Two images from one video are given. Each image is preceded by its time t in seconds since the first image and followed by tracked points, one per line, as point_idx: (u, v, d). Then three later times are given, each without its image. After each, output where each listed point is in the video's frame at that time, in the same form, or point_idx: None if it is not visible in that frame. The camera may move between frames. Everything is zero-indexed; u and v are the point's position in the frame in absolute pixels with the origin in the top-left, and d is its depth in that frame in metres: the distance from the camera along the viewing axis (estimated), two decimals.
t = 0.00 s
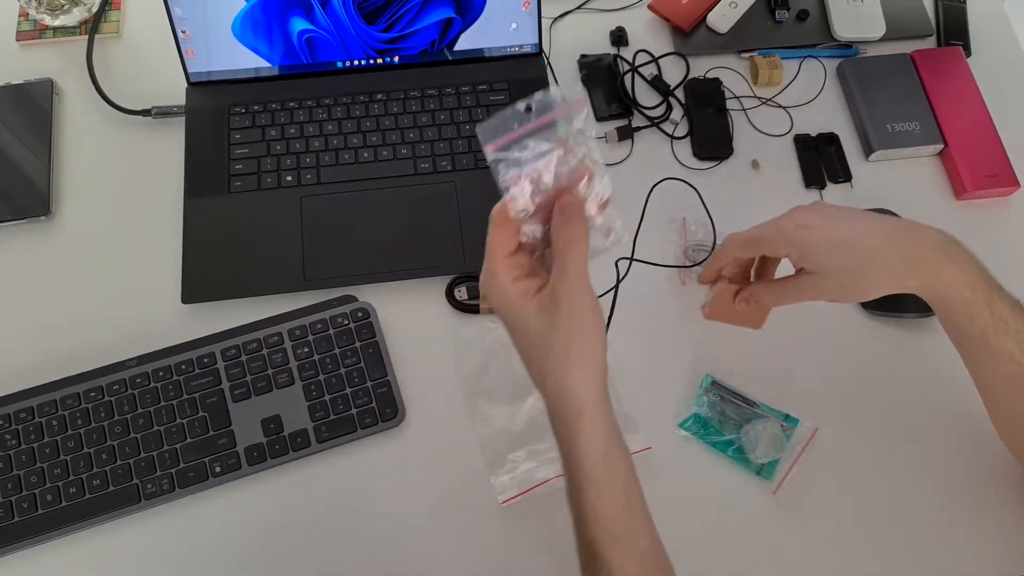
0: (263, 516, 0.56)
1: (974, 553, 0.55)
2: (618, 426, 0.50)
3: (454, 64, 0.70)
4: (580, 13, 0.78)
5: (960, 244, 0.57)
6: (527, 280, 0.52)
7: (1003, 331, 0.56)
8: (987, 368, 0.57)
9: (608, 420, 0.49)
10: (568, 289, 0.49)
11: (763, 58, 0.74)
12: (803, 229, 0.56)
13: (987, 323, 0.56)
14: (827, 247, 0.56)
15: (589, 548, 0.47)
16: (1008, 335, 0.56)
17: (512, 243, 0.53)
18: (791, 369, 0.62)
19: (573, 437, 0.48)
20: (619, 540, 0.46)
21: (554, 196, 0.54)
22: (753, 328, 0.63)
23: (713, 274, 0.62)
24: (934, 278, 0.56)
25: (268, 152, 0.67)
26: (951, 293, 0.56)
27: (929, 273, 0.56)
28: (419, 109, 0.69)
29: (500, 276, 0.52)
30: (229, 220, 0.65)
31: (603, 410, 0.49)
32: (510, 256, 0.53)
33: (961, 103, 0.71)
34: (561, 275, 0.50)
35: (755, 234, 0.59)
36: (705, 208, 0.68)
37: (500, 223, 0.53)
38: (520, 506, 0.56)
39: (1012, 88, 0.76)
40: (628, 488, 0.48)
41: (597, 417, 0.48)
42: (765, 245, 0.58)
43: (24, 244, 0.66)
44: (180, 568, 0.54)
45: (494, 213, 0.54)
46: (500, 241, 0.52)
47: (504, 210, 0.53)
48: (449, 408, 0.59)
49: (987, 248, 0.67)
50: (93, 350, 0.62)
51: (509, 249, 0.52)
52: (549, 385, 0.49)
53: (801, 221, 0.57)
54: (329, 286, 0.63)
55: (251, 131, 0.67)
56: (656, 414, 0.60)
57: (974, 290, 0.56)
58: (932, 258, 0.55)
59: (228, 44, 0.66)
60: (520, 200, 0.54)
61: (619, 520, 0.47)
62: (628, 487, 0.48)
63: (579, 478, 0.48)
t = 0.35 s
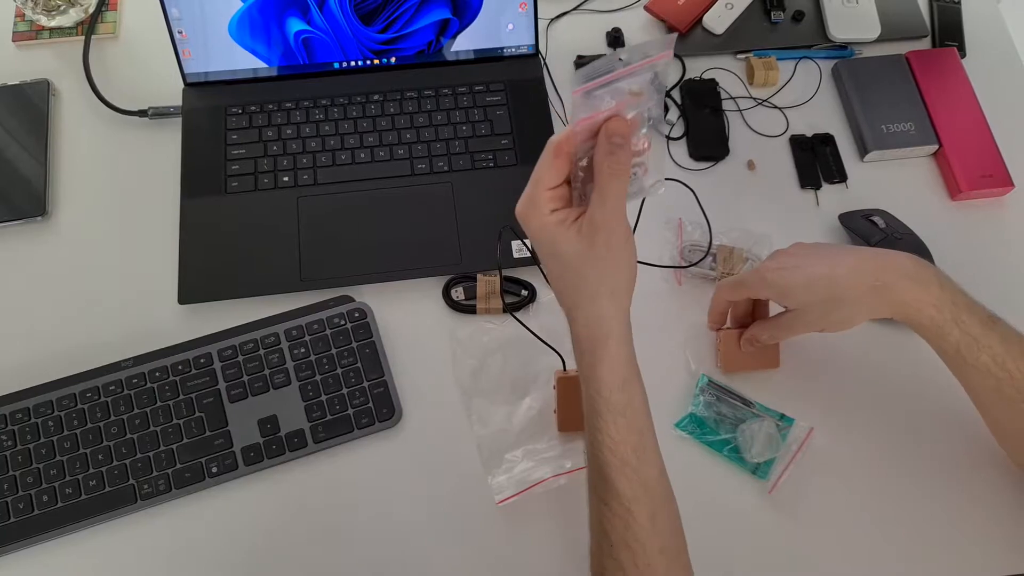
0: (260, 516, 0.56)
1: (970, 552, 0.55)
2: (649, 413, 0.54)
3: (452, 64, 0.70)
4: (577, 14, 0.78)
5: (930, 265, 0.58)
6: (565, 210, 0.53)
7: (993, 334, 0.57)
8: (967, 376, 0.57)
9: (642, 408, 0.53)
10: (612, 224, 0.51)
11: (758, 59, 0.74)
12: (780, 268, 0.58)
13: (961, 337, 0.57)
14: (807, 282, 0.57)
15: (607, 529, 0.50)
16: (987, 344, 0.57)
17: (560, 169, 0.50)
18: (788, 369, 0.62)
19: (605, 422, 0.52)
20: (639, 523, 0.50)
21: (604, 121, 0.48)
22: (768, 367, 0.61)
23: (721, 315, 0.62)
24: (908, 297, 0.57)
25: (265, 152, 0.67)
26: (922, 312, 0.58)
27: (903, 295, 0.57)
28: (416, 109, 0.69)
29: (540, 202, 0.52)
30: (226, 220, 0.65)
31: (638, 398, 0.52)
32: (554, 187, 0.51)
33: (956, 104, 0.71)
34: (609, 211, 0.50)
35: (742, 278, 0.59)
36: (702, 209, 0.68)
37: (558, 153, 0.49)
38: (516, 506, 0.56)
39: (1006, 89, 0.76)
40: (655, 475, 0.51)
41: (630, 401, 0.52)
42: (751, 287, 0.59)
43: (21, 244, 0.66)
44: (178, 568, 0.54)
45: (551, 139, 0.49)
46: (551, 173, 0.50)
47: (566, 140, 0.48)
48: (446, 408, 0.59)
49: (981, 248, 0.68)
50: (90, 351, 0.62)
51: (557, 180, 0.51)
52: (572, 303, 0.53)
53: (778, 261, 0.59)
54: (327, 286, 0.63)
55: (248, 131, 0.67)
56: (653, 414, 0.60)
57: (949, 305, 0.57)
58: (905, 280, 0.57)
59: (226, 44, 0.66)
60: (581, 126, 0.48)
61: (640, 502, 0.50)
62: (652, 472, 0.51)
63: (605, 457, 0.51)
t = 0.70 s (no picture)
0: (261, 515, 0.56)
1: (969, 553, 0.55)
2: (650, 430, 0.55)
3: (452, 64, 0.70)
4: (577, 14, 0.78)
5: (930, 247, 0.59)
6: (566, 229, 0.54)
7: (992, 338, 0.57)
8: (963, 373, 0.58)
9: (641, 426, 0.54)
10: (610, 247, 0.54)
11: (759, 59, 0.74)
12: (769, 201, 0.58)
13: (954, 317, 0.58)
14: (824, 195, 0.55)
15: (604, 544, 0.52)
16: (977, 326, 0.58)
17: (563, 191, 0.53)
18: (788, 369, 0.62)
19: (603, 439, 0.53)
20: (634, 541, 0.51)
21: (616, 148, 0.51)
22: (765, 366, 0.61)
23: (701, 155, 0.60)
24: (903, 259, 0.57)
25: (266, 152, 0.67)
26: (915, 282, 0.58)
27: (902, 249, 0.57)
28: (416, 109, 0.69)
29: (543, 222, 0.54)
30: (227, 220, 0.65)
31: (636, 414, 0.54)
32: (557, 208, 0.54)
33: (957, 104, 0.71)
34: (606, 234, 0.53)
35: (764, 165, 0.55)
36: (702, 208, 0.68)
37: (562, 175, 0.52)
38: (516, 506, 0.56)
39: (1007, 89, 0.76)
40: (653, 493, 0.52)
41: (626, 419, 0.54)
42: (772, 180, 0.54)
43: (22, 244, 0.66)
44: (179, 567, 0.54)
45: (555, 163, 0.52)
46: (553, 195, 0.53)
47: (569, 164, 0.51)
48: (446, 408, 0.59)
49: (982, 248, 0.68)
50: (90, 351, 0.62)
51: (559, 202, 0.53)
52: (571, 320, 0.55)
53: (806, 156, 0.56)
54: (327, 286, 0.64)
55: (249, 131, 0.67)
56: (653, 414, 0.60)
57: (939, 283, 0.58)
58: (905, 244, 0.57)
59: (226, 44, 0.66)
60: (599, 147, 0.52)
61: (635, 519, 0.52)
62: (649, 489, 0.53)
63: (603, 471, 0.53)
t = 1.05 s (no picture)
0: (260, 516, 0.56)
1: (969, 553, 0.55)
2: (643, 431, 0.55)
3: (452, 65, 0.70)
4: (577, 15, 0.78)
5: (909, 251, 0.59)
6: (566, 229, 0.54)
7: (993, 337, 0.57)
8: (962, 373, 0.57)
9: (636, 426, 0.54)
10: (602, 251, 0.52)
11: (759, 61, 0.74)
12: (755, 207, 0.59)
13: (937, 318, 0.58)
14: (795, 200, 0.57)
15: (601, 546, 0.51)
16: (961, 327, 0.58)
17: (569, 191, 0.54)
18: (788, 370, 0.62)
19: (598, 440, 0.53)
20: (631, 542, 0.51)
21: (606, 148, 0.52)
22: (765, 366, 0.61)
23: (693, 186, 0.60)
24: (877, 262, 0.58)
25: (266, 153, 0.67)
26: (891, 281, 0.58)
27: (873, 254, 0.58)
28: (417, 110, 0.69)
29: (543, 218, 0.54)
30: (227, 220, 0.65)
31: (630, 416, 0.54)
32: (561, 206, 0.54)
33: (957, 105, 0.71)
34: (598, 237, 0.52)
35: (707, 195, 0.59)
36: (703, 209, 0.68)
37: (569, 172, 0.53)
38: (516, 506, 0.56)
39: (1006, 90, 0.76)
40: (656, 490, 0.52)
41: (621, 420, 0.53)
42: (712, 209, 0.57)
43: (22, 245, 0.66)
44: (179, 568, 0.54)
45: (564, 165, 0.53)
46: (558, 192, 0.53)
47: (575, 164, 0.52)
48: (446, 409, 0.59)
49: (981, 249, 0.68)
50: (90, 352, 0.62)
51: (563, 201, 0.53)
52: (566, 319, 0.55)
53: (774, 174, 0.58)
54: (327, 287, 0.63)
55: (249, 132, 0.67)
56: (654, 415, 0.60)
57: (921, 286, 0.58)
58: (877, 245, 0.58)
59: (226, 45, 0.66)
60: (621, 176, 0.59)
61: (633, 520, 0.51)
62: (646, 491, 0.52)
63: (598, 472, 0.53)
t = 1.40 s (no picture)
0: (260, 519, 0.56)
1: (970, 553, 0.55)
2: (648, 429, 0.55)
3: (452, 66, 0.70)
4: (576, 16, 0.78)
5: (921, 232, 0.59)
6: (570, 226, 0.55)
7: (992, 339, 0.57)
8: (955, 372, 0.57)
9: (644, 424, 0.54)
10: (615, 236, 0.54)
11: (758, 61, 0.74)
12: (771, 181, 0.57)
13: (949, 301, 0.58)
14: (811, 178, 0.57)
15: (610, 543, 0.51)
16: (972, 313, 0.58)
17: (564, 193, 0.55)
18: (788, 371, 0.62)
19: (612, 436, 0.53)
20: (640, 538, 0.51)
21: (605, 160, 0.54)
22: (766, 367, 0.61)
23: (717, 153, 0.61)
24: (894, 240, 0.58)
25: (265, 155, 0.67)
26: (906, 262, 0.58)
27: (891, 232, 0.58)
28: (416, 111, 0.69)
29: (547, 218, 0.54)
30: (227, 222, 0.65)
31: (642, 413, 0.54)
32: (561, 207, 0.55)
33: (956, 106, 0.71)
34: (608, 223, 0.54)
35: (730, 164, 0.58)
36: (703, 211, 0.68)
37: (565, 174, 0.54)
38: (517, 509, 0.56)
39: (1005, 91, 0.76)
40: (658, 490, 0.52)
41: (636, 414, 0.54)
42: (737, 176, 0.57)
43: (20, 246, 0.66)
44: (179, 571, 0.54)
45: (556, 167, 0.55)
46: (555, 193, 0.55)
47: (574, 167, 0.54)
48: (447, 411, 0.59)
49: (980, 250, 0.68)
50: (89, 354, 0.62)
51: (564, 199, 0.55)
52: (569, 316, 0.55)
53: (792, 150, 0.59)
54: (327, 288, 0.63)
55: (248, 134, 0.67)
56: (654, 416, 0.60)
57: (936, 267, 0.58)
58: (894, 224, 0.58)
59: (225, 46, 0.66)
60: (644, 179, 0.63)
61: (642, 518, 0.51)
62: (654, 489, 0.52)
63: (609, 468, 0.52)
